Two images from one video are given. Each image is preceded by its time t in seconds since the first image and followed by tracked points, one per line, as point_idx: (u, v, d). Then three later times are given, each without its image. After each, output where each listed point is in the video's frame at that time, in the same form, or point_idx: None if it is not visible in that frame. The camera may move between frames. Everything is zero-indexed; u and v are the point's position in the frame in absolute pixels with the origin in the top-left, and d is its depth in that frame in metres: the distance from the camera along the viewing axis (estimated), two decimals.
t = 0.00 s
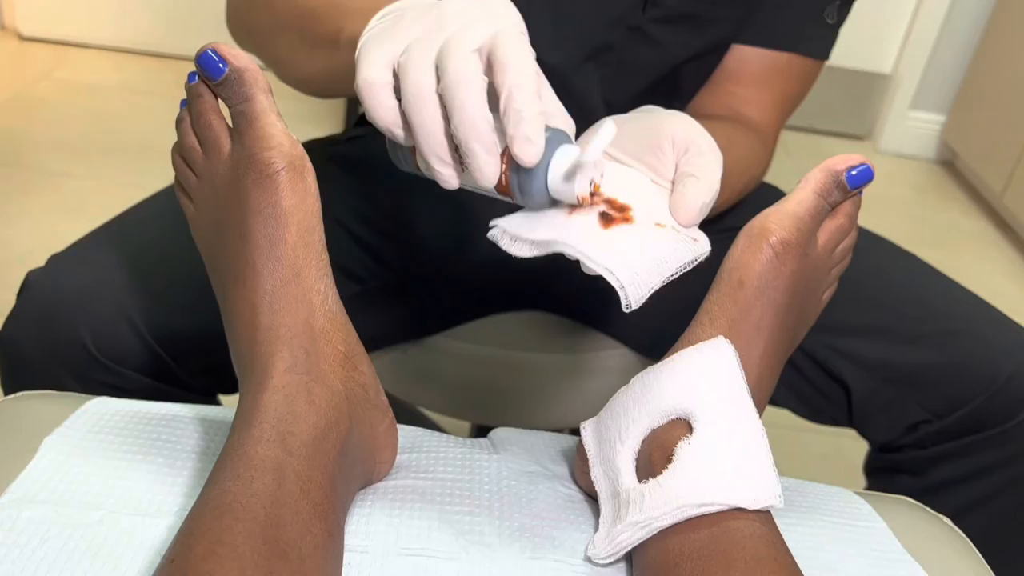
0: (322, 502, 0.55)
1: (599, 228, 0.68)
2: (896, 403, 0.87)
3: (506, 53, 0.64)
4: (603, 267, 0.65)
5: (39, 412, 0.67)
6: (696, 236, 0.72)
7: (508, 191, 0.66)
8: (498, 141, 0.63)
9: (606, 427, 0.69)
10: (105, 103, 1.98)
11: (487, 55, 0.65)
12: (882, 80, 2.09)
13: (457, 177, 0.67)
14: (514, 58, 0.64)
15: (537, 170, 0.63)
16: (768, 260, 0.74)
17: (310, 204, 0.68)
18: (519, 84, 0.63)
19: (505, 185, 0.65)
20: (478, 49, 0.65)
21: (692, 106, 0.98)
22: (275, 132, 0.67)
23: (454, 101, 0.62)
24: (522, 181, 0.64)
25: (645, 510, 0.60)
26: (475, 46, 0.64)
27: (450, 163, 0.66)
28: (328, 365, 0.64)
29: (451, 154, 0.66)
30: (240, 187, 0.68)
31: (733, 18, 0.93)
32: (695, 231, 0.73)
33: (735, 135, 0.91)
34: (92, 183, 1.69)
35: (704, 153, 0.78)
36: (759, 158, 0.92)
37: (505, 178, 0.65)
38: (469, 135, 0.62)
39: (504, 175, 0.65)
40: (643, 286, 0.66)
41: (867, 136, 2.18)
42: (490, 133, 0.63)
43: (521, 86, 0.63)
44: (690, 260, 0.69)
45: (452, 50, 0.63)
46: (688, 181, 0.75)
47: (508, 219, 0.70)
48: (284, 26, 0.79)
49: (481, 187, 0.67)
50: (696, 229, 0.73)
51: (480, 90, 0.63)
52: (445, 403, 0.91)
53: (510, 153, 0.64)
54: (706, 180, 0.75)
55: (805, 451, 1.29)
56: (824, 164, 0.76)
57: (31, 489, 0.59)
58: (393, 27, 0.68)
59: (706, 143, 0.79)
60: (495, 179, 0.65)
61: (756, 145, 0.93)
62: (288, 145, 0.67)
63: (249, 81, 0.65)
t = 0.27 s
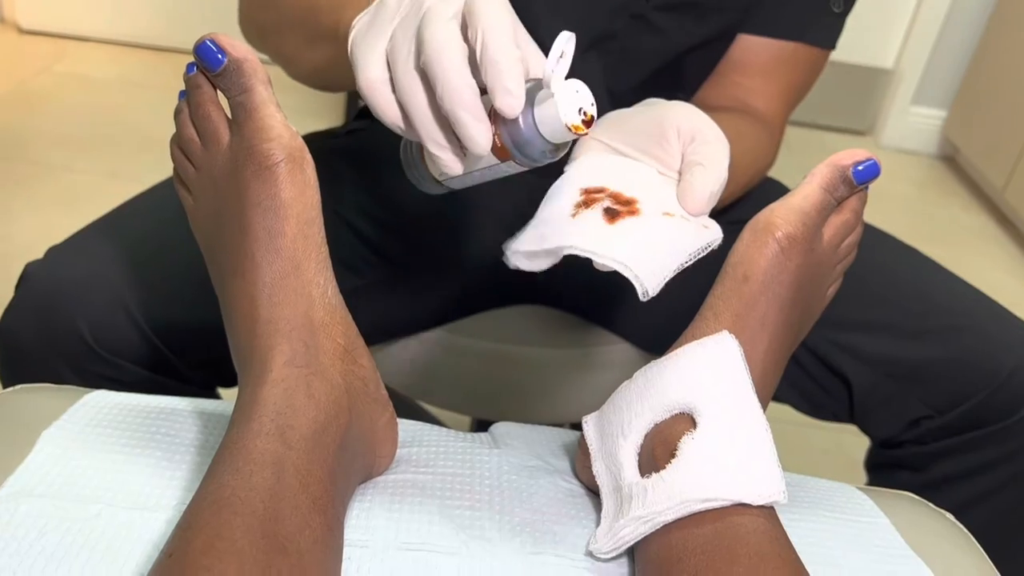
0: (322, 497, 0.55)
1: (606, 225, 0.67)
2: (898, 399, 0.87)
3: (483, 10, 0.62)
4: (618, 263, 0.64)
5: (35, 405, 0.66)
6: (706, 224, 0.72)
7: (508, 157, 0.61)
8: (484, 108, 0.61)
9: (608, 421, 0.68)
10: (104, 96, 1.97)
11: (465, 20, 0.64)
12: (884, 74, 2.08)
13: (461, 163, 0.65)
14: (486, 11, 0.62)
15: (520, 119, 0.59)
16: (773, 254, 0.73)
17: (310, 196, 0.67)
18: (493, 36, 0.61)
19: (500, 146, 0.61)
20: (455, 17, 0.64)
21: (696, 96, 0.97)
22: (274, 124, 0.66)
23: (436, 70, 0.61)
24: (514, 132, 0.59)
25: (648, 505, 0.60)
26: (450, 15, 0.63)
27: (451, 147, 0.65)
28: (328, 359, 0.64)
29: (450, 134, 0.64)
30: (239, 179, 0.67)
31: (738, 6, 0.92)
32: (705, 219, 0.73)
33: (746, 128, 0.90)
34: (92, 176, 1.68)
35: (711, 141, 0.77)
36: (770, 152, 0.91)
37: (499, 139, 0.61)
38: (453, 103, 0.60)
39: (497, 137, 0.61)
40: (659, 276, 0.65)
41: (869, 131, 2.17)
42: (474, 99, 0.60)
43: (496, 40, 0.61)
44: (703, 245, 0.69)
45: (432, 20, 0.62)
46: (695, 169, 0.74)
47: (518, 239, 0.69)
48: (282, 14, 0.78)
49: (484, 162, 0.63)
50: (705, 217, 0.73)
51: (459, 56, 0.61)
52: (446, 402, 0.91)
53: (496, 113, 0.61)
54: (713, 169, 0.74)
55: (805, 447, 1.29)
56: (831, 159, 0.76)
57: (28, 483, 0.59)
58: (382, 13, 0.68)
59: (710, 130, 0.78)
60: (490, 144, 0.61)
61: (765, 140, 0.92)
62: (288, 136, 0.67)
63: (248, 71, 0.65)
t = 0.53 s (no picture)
0: (318, 495, 0.54)
1: (615, 232, 0.66)
2: (898, 397, 0.86)
3: (531, 28, 0.63)
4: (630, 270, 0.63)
5: (29, 401, 0.66)
6: (717, 212, 0.71)
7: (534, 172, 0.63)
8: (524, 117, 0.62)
9: (607, 419, 0.68)
10: (101, 91, 1.96)
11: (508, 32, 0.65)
12: (885, 70, 2.08)
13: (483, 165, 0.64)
14: (539, 29, 0.63)
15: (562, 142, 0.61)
16: (774, 251, 0.72)
17: (306, 191, 0.66)
18: (547, 57, 0.62)
19: (530, 162, 0.62)
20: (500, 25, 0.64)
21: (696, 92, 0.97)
22: (271, 119, 0.66)
23: (479, 77, 0.61)
24: (551, 150, 0.62)
25: (647, 504, 0.59)
26: (497, 23, 0.64)
27: (473, 144, 0.63)
28: (324, 356, 0.63)
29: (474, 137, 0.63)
30: (234, 174, 0.67)
31: None
32: (717, 208, 0.71)
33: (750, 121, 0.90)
34: (89, 171, 1.67)
35: (715, 127, 0.76)
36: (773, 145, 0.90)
37: (531, 153, 0.62)
38: (493, 110, 0.61)
39: (530, 151, 0.62)
40: (673, 277, 0.64)
41: (869, 127, 2.16)
42: (516, 110, 0.61)
43: (549, 58, 0.62)
44: (715, 238, 0.69)
45: (476, 26, 0.62)
46: (700, 156, 0.73)
47: (523, 246, 0.67)
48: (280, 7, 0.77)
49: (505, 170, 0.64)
50: (717, 206, 0.72)
51: (503, 65, 0.62)
52: (446, 399, 0.90)
53: (536, 125, 0.62)
54: (718, 154, 0.74)
55: (804, 445, 1.28)
56: (833, 155, 0.75)
57: (21, 480, 0.58)
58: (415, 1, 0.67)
59: (714, 118, 0.78)
60: (522, 155, 0.62)
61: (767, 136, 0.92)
62: (284, 131, 0.66)
63: (244, 66, 0.64)
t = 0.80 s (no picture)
0: (313, 487, 0.54)
1: (597, 215, 0.64)
2: (896, 392, 0.86)
3: (552, 25, 0.66)
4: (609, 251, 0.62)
5: (23, 393, 0.66)
6: (700, 188, 0.70)
7: (528, 167, 0.64)
8: (534, 108, 0.63)
9: (604, 412, 0.67)
10: (100, 86, 1.95)
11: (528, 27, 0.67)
12: (884, 67, 2.07)
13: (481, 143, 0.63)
14: (560, 32, 0.65)
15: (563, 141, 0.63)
16: (772, 244, 0.72)
17: (302, 181, 0.67)
18: (566, 57, 0.65)
19: (526, 156, 0.63)
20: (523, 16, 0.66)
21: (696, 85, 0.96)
22: (266, 110, 0.66)
23: (496, 67, 0.63)
24: (552, 148, 0.63)
25: (644, 497, 0.59)
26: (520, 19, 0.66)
27: (477, 117, 0.63)
28: (319, 347, 0.63)
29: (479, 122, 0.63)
30: (229, 165, 0.67)
31: None
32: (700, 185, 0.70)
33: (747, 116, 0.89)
34: (87, 166, 1.67)
35: (699, 109, 0.76)
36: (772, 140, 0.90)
37: (531, 148, 0.63)
38: (507, 90, 0.62)
39: (531, 145, 0.63)
40: (655, 258, 0.63)
41: (869, 124, 2.16)
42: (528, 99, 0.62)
43: (566, 61, 0.64)
44: (698, 216, 0.67)
45: (500, 12, 0.64)
46: (682, 136, 0.72)
47: (508, 231, 0.67)
48: None
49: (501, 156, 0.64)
50: (700, 183, 0.71)
51: (523, 52, 0.64)
52: (439, 390, 0.90)
53: (544, 117, 0.63)
54: (700, 132, 0.73)
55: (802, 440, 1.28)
56: (831, 147, 0.75)
57: (14, 471, 0.58)
58: None
59: (699, 101, 0.77)
60: (520, 148, 0.63)
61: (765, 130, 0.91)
62: (280, 122, 0.66)
63: (239, 56, 0.64)
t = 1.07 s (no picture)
0: (309, 480, 0.54)
1: (582, 205, 0.65)
2: (893, 389, 0.86)
3: (517, 6, 0.63)
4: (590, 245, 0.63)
5: (20, 387, 0.66)
6: (684, 200, 0.70)
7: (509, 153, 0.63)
8: (504, 94, 0.62)
9: (601, 406, 0.67)
10: (98, 81, 1.95)
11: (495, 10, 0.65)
12: (883, 64, 2.07)
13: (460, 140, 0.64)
14: (526, 14, 0.63)
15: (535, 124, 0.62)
16: (768, 240, 0.72)
17: (299, 175, 0.67)
18: (528, 39, 0.62)
19: (506, 142, 0.63)
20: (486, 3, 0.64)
21: (694, 82, 0.96)
22: (264, 104, 0.66)
23: (461, 52, 0.61)
24: (527, 132, 0.62)
25: (640, 491, 0.59)
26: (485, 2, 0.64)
27: (453, 115, 0.63)
28: (316, 341, 0.63)
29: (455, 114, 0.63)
30: (227, 158, 0.67)
31: None
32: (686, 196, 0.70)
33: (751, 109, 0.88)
34: (85, 161, 1.66)
35: (698, 118, 0.75)
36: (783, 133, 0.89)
37: (507, 135, 0.62)
38: (473, 85, 0.61)
39: (507, 132, 0.62)
40: (632, 260, 0.64)
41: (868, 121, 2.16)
42: (496, 84, 0.61)
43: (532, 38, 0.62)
44: (682, 224, 0.68)
45: None
46: (677, 144, 0.72)
47: (491, 204, 0.68)
48: None
49: (482, 145, 0.63)
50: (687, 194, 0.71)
51: (488, 41, 0.62)
52: (437, 384, 0.91)
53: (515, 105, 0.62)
54: (694, 144, 0.72)
55: (799, 437, 1.28)
56: (827, 143, 0.75)
57: (11, 464, 0.58)
58: None
59: (698, 110, 0.76)
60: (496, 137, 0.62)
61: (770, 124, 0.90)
62: (277, 116, 0.66)
63: (237, 49, 0.64)
